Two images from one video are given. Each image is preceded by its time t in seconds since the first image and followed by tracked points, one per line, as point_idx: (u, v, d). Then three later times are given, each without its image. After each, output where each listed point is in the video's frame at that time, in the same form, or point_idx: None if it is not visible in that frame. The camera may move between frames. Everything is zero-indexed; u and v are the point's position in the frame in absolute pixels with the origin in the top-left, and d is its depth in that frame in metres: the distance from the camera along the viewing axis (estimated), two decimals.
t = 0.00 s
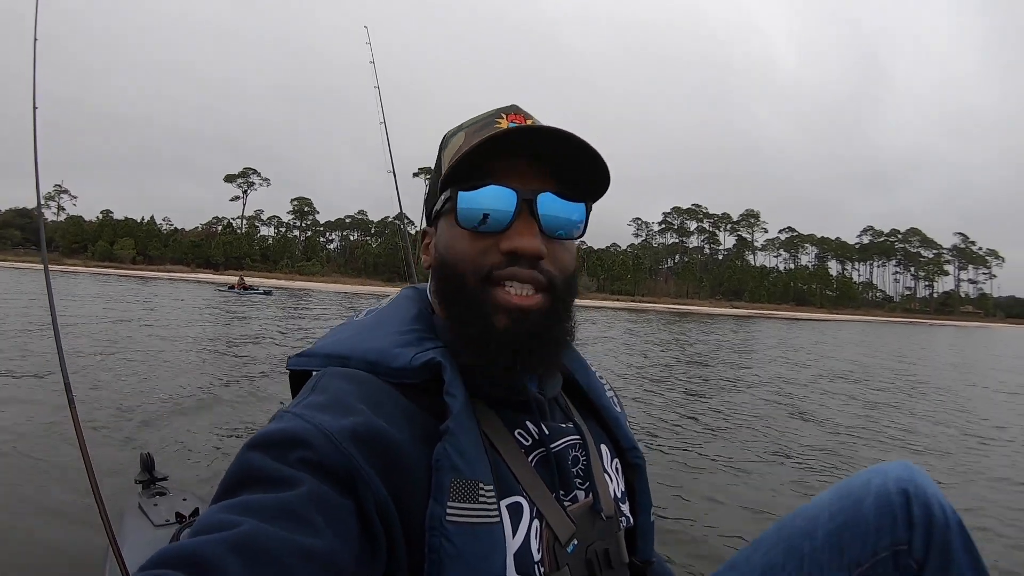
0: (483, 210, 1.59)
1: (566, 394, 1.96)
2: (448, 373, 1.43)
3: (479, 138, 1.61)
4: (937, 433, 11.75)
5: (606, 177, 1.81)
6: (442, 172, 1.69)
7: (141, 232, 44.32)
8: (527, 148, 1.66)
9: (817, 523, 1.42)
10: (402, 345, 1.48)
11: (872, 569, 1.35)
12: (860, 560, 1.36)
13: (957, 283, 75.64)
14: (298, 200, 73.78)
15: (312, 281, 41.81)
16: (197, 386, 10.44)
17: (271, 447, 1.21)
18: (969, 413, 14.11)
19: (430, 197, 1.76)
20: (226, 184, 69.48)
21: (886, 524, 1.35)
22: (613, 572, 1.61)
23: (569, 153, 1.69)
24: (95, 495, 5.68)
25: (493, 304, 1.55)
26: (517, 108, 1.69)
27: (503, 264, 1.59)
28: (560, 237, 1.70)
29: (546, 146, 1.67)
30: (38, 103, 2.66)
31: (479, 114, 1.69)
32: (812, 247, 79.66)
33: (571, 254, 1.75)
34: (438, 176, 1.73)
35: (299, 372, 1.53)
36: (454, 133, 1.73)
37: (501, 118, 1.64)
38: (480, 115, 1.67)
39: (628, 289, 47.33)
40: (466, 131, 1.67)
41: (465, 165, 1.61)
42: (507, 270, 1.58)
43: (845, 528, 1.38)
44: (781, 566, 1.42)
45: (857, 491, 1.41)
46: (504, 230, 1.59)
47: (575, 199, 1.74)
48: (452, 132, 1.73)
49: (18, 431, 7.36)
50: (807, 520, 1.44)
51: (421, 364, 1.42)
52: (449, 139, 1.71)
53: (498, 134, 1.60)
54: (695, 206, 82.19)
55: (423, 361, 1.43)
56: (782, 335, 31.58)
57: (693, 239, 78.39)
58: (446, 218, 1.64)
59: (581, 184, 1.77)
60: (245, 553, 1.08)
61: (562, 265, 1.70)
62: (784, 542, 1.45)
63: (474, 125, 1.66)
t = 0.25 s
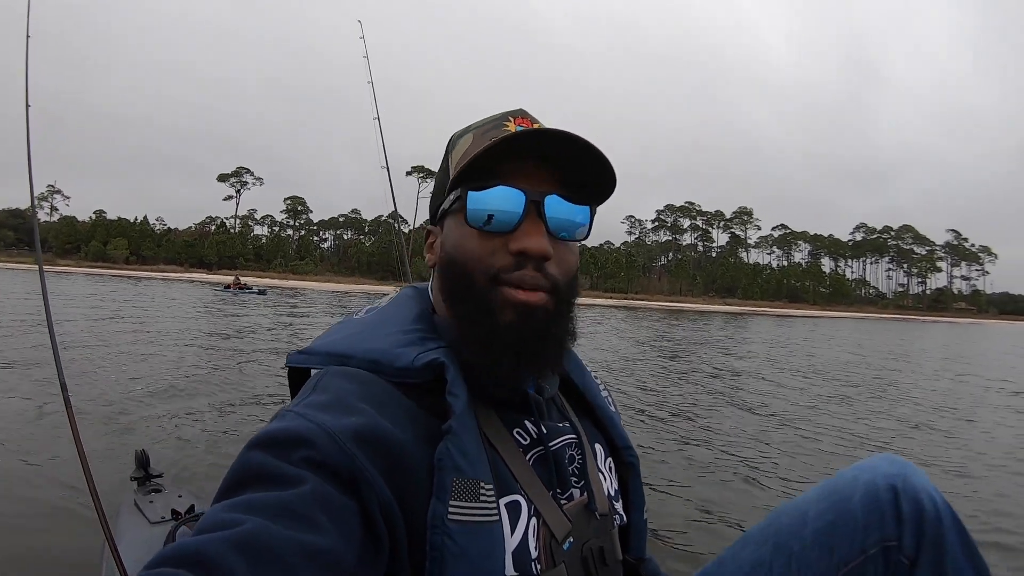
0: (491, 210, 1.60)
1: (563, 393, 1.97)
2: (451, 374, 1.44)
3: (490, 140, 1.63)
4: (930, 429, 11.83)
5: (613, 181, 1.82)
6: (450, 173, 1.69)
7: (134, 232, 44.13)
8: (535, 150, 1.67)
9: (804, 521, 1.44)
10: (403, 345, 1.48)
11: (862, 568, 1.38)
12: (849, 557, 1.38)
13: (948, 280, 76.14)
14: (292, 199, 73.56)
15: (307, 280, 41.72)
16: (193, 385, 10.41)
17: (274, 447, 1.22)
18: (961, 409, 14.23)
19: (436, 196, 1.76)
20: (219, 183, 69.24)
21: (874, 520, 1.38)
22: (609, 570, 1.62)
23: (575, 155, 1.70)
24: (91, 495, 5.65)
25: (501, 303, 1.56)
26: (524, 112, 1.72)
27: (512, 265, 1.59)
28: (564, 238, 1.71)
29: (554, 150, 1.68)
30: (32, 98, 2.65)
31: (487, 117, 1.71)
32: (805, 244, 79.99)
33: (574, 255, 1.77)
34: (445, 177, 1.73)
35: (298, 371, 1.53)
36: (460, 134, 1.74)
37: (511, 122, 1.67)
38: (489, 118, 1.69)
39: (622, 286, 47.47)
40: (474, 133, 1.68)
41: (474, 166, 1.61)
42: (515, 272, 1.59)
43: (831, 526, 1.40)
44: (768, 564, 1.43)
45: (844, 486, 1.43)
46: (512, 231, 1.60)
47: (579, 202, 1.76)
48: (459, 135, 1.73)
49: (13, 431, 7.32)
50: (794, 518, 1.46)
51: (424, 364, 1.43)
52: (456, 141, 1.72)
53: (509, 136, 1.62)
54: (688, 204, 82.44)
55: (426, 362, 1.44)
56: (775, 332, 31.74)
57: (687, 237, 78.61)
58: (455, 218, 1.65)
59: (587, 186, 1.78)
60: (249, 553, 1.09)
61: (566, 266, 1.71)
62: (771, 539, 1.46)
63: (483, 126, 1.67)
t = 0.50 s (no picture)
0: (475, 204, 1.61)
1: (550, 390, 1.98)
2: (434, 369, 1.45)
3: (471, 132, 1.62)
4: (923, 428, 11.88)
5: (596, 167, 1.83)
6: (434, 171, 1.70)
7: (131, 232, 44.05)
8: (518, 141, 1.68)
9: (805, 524, 1.40)
10: (387, 340, 1.50)
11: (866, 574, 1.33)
12: (852, 564, 1.34)
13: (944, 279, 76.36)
14: (289, 199, 73.45)
15: (304, 280, 41.66)
16: (189, 386, 10.40)
17: (258, 444, 1.23)
18: (957, 408, 14.28)
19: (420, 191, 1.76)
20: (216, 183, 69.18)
21: (879, 526, 1.33)
22: (595, 566, 1.63)
23: (558, 146, 1.71)
24: (87, 496, 5.65)
25: (488, 297, 1.56)
26: (504, 105, 1.71)
27: (499, 258, 1.60)
28: (548, 230, 1.73)
29: (537, 141, 1.69)
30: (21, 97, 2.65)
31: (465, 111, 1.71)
32: (802, 244, 80.14)
33: (559, 247, 1.78)
34: (427, 175, 1.74)
35: (284, 367, 1.54)
36: (439, 131, 1.74)
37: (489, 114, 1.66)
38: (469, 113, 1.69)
39: (619, 286, 47.54)
40: (455, 128, 1.68)
41: (456, 165, 1.63)
42: (501, 265, 1.60)
43: (834, 531, 1.36)
44: (766, 565, 1.40)
45: (848, 491, 1.39)
46: (498, 223, 1.61)
47: (564, 192, 1.77)
48: (439, 132, 1.74)
49: (8, 432, 7.29)
50: (797, 520, 1.42)
51: (405, 359, 1.44)
52: (437, 138, 1.73)
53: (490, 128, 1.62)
54: (685, 204, 82.53)
55: (408, 357, 1.45)
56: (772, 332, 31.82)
57: (684, 236, 78.69)
58: (441, 214, 1.65)
59: (570, 179, 1.80)
60: (233, 548, 1.10)
61: (551, 257, 1.73)
62: (770, 543, 1.42)
63: (463, 120, 1.67)
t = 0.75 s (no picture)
0: (513, 210, 1.60)
1: (546, 389, 1.99)
2: (432, 366, 1.46)
3: (502, 134, 1.61)
4: (921, 426, 11.91)
5: (617, 183, 1.89)
6: (456, 165, 1.62)
7: (130, 235, 44.08)
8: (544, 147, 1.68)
9: (831, 541, 1.43)
10: (386, 338, 1.51)
11: None
12: None
13: (944, 278, 76.39)
14: (289, 201, 73.55)
15: (303, 281, 41.69)
16: (189, 388, 10.41)
17: (256, 441, 1.24)
18: (957, 407, 14.30)
19: (430, 186, 1.68)
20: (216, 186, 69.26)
21: (907, 549, 1.35)
22: (592, 563, 1.64)
23: (595, 162, 1.75)
24: (87, 499, 5.66)
25: (528, 299, 1.61)
26: (520, 110, 1.73)
27: (537, 261, 1.63)
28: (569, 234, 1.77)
29: (574, 156, 1.72)
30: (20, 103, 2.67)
31: (481, 109, 1.68)
32: (801, 244, 80.17)
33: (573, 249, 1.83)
34: (443, 169, 1.64)
35: (282, 367, 1.55)
36: (452, 124, 1.67)
37: (515, 122, 1.64)
38: (488, 112, 1.66)
39: (618, 286, 47.59)
40: (475, 126, 1.64)
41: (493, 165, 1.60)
42: (541, 267, 1.64)
43: (860, 551, 1.39)
44: None
45: (877, 512, 1.41)
46: (536, 229, 1.63)
47: (580, 198, 1.81)
48: (453, 125, 1.66)
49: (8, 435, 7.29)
50: (821, 537, 1.45)
51: (403, 357, 1.45)
52: (454, 130, 1.65)
53: (518, 133, 1.64)
54: (684, 205, 82.60)
55: (406, 355, 1.46)
56: (772, 332, 31.85)
57: (683, 237, 78.74)
58: (471, 213, 1.61)
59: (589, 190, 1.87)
60: (232, 544, 1.11)
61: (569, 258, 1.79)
62: (793, 556, 1.45)
63: (490, 121, 1.63)
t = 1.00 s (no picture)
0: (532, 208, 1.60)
1: (546, 388, 1.98)
2: (429, 365, 1.46)
3: (512, 136, 1.64)
4: (922, 427, 11.90)
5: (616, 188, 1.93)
6: (470, 164, 1.62)
7: (131, 237, 44.15)
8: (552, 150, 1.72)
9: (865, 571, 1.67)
10: (383, 338, 1.51)
11: None
12: None
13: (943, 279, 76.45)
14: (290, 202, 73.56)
15: (304, 283, 41.76)
16: (189, 389, 10.40)
17: (253, 442, 1.24)
18: (957, 407, 14.31)
19: (439, 185, 1.66)
20: (217, 187, 69.38)
21: None
22: (593, 563, 1.63)
23: (601, 163, 1.79)
24: (87, 500, 5.66)
25: (544, 295, 1.62)
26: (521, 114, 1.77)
27: (553, 258, 1.64)
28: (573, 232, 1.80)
29: (588, 160, 1.76)
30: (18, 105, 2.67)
31: (485, 111, 1.69)
32: (801, 244, 80.20)
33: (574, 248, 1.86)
34: (454, 168, 1.63)
35: (279, 368, 1.55)
36: (459, 123, 1.67)
37: (522, 123, 1.68)
38: (494, 112, 1.68)
39: (618, 288, 47.64)
40: (484, 126, 1.65)
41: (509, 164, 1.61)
42: (556, 264, 1.65)
43: None
44: None
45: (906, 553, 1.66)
46: (552, 226, 1.63)
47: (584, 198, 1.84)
48: (460, 124, 1.66)
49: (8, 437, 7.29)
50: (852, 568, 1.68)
51: (401, 355, 1.45)
52: (462, 130, 1.64)
53: (525, 135, 1.67)
54: (684, 206, 82.68)
55: (403, 354, 1.46)
56: (771, 332, 31.89)
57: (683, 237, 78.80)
58: (489, 211, 1.60)
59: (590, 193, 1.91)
60: (229, 546, 1.11)
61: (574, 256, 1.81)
62: None
63: (499, 121, 1.65)
